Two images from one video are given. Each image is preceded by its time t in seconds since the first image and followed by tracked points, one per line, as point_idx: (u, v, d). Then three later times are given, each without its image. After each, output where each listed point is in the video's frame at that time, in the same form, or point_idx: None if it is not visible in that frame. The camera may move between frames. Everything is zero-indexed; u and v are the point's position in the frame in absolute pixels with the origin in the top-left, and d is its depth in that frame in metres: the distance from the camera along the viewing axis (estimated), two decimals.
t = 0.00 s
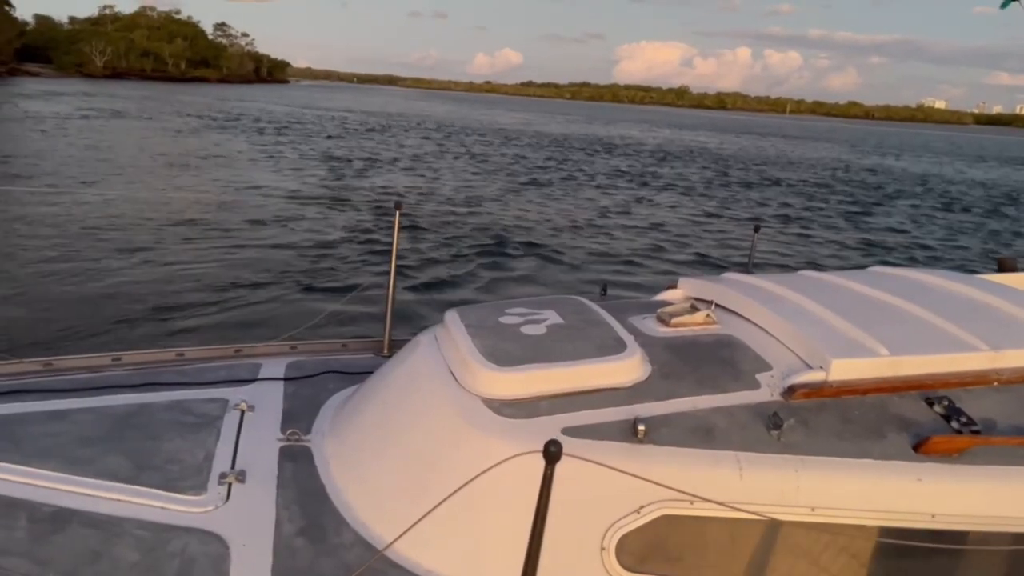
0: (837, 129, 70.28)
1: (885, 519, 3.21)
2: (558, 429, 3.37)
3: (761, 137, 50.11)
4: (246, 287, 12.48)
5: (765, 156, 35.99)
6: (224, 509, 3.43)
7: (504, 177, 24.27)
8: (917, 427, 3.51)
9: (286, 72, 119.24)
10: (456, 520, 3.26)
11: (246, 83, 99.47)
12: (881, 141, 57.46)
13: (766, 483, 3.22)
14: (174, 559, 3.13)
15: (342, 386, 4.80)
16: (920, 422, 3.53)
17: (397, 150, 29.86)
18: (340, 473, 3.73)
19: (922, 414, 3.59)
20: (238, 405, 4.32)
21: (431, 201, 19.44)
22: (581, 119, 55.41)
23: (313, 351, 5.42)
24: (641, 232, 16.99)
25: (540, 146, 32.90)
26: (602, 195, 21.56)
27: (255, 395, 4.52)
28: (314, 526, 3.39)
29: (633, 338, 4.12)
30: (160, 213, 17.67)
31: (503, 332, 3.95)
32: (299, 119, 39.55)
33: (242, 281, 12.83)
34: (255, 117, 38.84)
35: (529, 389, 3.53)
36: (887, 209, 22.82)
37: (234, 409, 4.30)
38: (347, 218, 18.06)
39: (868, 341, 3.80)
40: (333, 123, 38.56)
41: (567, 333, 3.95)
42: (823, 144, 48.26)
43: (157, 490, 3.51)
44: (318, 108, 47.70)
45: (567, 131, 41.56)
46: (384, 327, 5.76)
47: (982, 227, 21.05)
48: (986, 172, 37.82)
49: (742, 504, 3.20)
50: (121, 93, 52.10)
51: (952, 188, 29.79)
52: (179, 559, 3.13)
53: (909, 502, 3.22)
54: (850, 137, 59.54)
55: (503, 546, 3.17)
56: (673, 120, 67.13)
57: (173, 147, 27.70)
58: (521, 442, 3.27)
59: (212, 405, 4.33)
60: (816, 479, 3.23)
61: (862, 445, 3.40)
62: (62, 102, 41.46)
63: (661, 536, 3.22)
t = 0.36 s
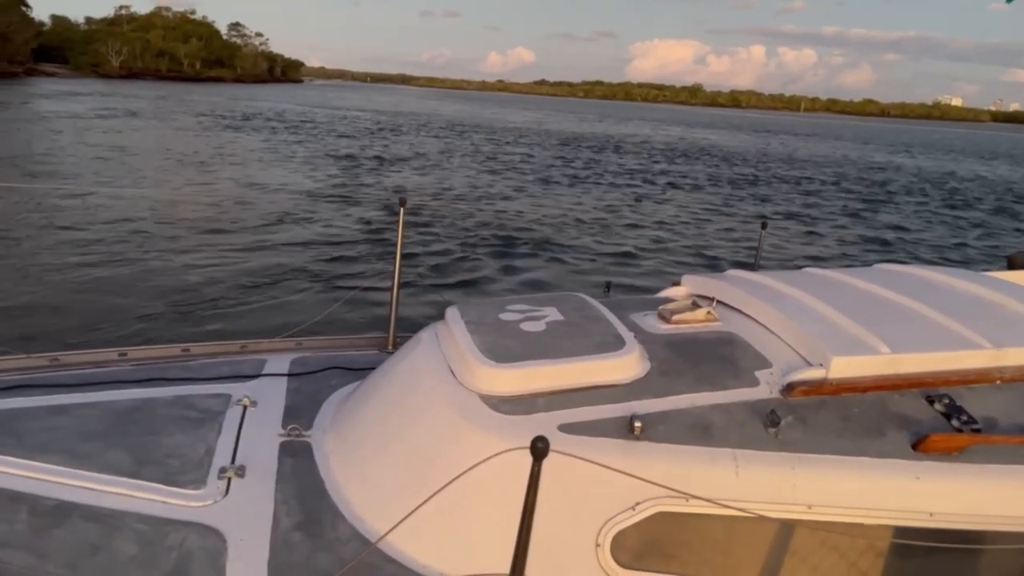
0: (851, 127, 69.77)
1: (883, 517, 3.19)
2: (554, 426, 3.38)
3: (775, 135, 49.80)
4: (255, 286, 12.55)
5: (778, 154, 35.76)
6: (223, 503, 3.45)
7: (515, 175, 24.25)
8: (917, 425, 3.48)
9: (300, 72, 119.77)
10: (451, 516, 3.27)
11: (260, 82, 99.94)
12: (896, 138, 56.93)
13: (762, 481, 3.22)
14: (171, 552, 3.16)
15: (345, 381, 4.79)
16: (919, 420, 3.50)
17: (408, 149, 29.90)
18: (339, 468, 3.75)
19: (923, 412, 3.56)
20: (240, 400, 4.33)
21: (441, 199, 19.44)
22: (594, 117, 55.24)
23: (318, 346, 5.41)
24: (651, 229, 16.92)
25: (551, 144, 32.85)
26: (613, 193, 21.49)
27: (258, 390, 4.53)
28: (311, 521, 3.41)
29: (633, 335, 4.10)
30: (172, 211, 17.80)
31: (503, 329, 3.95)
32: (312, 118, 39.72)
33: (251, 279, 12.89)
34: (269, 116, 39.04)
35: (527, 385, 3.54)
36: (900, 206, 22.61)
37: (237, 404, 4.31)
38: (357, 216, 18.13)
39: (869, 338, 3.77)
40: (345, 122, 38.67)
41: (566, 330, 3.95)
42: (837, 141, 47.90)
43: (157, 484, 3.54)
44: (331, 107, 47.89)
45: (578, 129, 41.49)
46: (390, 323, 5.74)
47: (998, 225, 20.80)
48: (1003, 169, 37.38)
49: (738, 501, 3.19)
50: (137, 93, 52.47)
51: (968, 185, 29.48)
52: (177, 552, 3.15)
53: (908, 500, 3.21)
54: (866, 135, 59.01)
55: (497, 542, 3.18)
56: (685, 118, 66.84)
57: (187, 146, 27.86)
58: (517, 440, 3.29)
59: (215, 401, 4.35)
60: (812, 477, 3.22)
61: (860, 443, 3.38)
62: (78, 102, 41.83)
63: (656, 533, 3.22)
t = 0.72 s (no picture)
0: (850, 113, 69.50)
1: (858, 495, 3.20)
2: (534, 405, 3.39)
3: (771, 122, 49.65)
4: (246, 271, 12.53)
5: (774, 140, 35.67)
6: (202, 482, 3.46)
7: (509, 161, 24.16)
8: (896, 404, 3.48)
9: (295, 57, 119.23)
10: (429, 494, 3.28)
11: (254, 67, 99.41)
12: (892, 126, 56.82)
13: (738, 460, 3.23)
14: (148, 530, 3.17)
15: (330, 362, 4.77)
16: (898, 400, 3.50)
17: (402, 134, 29.78)
18: (320, 446, 3.75)
19: (903, 392, 3.55)
20: (224, 380, 4.32)
21: (435, 185, 19.38)
22: (589, 103, 54.97)
23: (304, 328, 5.39)
24: (644, 215, 16.90)
25: (546, 130, 32.73)
26: (608, 178, 21.41)
27: (242, 371, 4.52)
28: (291, 500, 3.41)
29: (616, 315, 4.09)
30: (166, 196, 17.73)
31: (485, 309, 3.94)
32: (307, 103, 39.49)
33: (242, 264, 12.88)
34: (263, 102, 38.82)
35: (507, 364, 3.54)
36: (895, 192, 22.58)
37: (220, 385, 4.30)
38: (350, 202, 18.05)
39: (851, 318, 3.77)
40: (340, 108, 38.46)
41: (549, 310, 3.94)
42: (834, 129, 47.73)
43: (137, 462, 3.55)
44: (326, 93, 47.64)
45: (575, 115, 41.30)
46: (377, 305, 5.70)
47: (991, 210, 20.77)
48: (999, 155, 37.32)
49: (715, 479, 3.21)
50: (130, 79, 52.11)
51: (963, 171, 29.46)
52: (154, 530, 3.16)
53: (884, 479, 3.21)
54: (861, 122, 58.86)
55: (474, 521, 3.19)
56: (682, 105, 66.61)
57: (180, 131, 27.69)
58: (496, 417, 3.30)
59: (197, 382, 4.34)
60: (789, 455, 3.24)
61: (839, 422, 3.39)
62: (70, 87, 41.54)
63: (634, 511, 3.23)
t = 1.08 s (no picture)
0: (815, 88, 69.96)
1: (795, 458, 3.25)
2: (477, 372, 3.38)
3: (737, 97, 49.77)
4: (201, 245, 12.32)
5: (739, 115, 35.78)
6: (139, 452, 3.40)
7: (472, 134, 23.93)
8: (834, 369, 3.53)
9: (257, 28, 116.78)
10: (369, 462, 3.25)
11: (215, 37, 97.10)
12: (855, 101, 57.30)
13: (679, 425, 3.26)
14: (80, 501, 3.11)
15: (276, 333, 4.70)
16: (837, 364, 3.55)
17: (365, 106, 29.34)
18: (261, 415, 3.70)
19: (841, 357, 3.60)
20: (165, 351, 4.24)
21: (396, 157, 19.14)
22: (556, 77, 54.57)
23: (253, 300, 5.29)
24: (606, 188, 16.88)
25: (512, 103, 32.48)
26: (571, 152, 21.32)
27: (185, 342, 4.43)
28: (229, 469, 3.36)
29: (563, 284, 4.08)
30: (120, 167, 17.31)
31: (430, 277, 3.90)
32: (268, 74, 38.67)
33: (196, 239, 12.65)
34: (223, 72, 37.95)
35: (451, 332, 3.52)
36: (855, 165, 22.79)
37: (161, 355, 4.22)
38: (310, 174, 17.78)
39: (793, 286, 3.81)
40: (302, 79, 37.75)
41: (495, 278, 3.91)
42: (798, 104, 48.03)
43: (71, 432, 3.47)
44: (287, 64, 46.70)
45: (541, 88, 41.02)
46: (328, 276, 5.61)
47: (948, 182, 21.05)
48: (958, 127, 37.76)
49: (655, 444, 3.24)
50: (84, 47, 50.56)
51: (923, 144, 29.81)
52: (86, 502, 3.10)
53: (821, 443, 3.26)
54: (825, 97, 59.24)
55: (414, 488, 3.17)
56: (648, 79, 66.51)
57: (135, 101, 26.99)
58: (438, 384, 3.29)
59: (138, 352, 4.25)
60: (729, 420, 3.27)
61: (778, 387, 3.43)
62: (21, 54, 40.21)
63: (576, 477, 3.24)
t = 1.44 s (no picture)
0: (780, 62, 70.13)
1: (740, 429, 3.28)
2: (426, 347, 3.35)
3: (701, 72, 49.83)
4: (155, 223, 12.09)
5: (703, 90, 35.84)
6: (77, 432, 3.33)
7: (435, 108, 23.67)
8: (780, 341, 3.57)
9: None
10: (315, 438, 3.22)
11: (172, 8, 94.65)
12: (818, 76, 57.69)
13: (626, 398, 3.28)
14: (16, 483, 3.06)
15: (224, 311, 4.61)
16: (783, 337, 3.59)
17: (326, 80, 28.87)
18: (206, 393, 3.63)
19: (788, 330, 3.64)
20: (107, 330, 4.14)
21: (357, 132, 18.88)
22: (521, 51, 54.12)
23: (201, 278, 5.19)
24: (569, 163, 16.83)
25: (476, 78, 32.18)
26: (535, 127, 21.21)
27: (129, 320, 4.34)
28: (171, 448, 3.31)
29: (514, 259, 4.06)
30: (71, 142, 16.87)
31: (379, 252, 3.86)
32: (226, 47, 37.81)
33: (151, 217, 12.41)
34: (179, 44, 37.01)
35: (399, 307, 3.49)
36: (816, 140, 22.99)
37: (103, 333, 4.12)
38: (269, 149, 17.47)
39: (741, 260, 3.84)
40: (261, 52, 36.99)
41: (444, 253, 3.87)
42: (762, 79, 48.16)
43: (6, 413, 3.39)
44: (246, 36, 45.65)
45: (506, 63, 40.66)
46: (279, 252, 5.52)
47: (906, 157, 21.34)
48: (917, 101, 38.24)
49: (603, 416, 3.25)
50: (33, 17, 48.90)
51: (883, 119, 30.16)
52: (21, 483, 3.05)
53: (767, 414, 3.30)
54: (789, 72, 59.52)
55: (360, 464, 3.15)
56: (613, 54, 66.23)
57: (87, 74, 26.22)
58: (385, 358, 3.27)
59: (78, 331, 4.15)
60: (676, 393, 3.30)
61: (725, 360, 3.46)
62: None
63: (523, 451, 3.24)
